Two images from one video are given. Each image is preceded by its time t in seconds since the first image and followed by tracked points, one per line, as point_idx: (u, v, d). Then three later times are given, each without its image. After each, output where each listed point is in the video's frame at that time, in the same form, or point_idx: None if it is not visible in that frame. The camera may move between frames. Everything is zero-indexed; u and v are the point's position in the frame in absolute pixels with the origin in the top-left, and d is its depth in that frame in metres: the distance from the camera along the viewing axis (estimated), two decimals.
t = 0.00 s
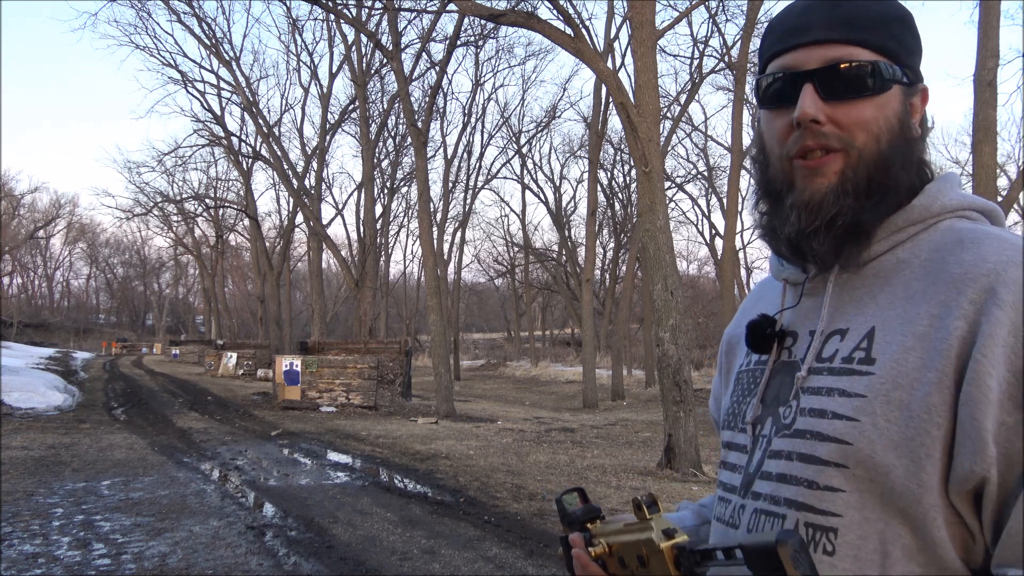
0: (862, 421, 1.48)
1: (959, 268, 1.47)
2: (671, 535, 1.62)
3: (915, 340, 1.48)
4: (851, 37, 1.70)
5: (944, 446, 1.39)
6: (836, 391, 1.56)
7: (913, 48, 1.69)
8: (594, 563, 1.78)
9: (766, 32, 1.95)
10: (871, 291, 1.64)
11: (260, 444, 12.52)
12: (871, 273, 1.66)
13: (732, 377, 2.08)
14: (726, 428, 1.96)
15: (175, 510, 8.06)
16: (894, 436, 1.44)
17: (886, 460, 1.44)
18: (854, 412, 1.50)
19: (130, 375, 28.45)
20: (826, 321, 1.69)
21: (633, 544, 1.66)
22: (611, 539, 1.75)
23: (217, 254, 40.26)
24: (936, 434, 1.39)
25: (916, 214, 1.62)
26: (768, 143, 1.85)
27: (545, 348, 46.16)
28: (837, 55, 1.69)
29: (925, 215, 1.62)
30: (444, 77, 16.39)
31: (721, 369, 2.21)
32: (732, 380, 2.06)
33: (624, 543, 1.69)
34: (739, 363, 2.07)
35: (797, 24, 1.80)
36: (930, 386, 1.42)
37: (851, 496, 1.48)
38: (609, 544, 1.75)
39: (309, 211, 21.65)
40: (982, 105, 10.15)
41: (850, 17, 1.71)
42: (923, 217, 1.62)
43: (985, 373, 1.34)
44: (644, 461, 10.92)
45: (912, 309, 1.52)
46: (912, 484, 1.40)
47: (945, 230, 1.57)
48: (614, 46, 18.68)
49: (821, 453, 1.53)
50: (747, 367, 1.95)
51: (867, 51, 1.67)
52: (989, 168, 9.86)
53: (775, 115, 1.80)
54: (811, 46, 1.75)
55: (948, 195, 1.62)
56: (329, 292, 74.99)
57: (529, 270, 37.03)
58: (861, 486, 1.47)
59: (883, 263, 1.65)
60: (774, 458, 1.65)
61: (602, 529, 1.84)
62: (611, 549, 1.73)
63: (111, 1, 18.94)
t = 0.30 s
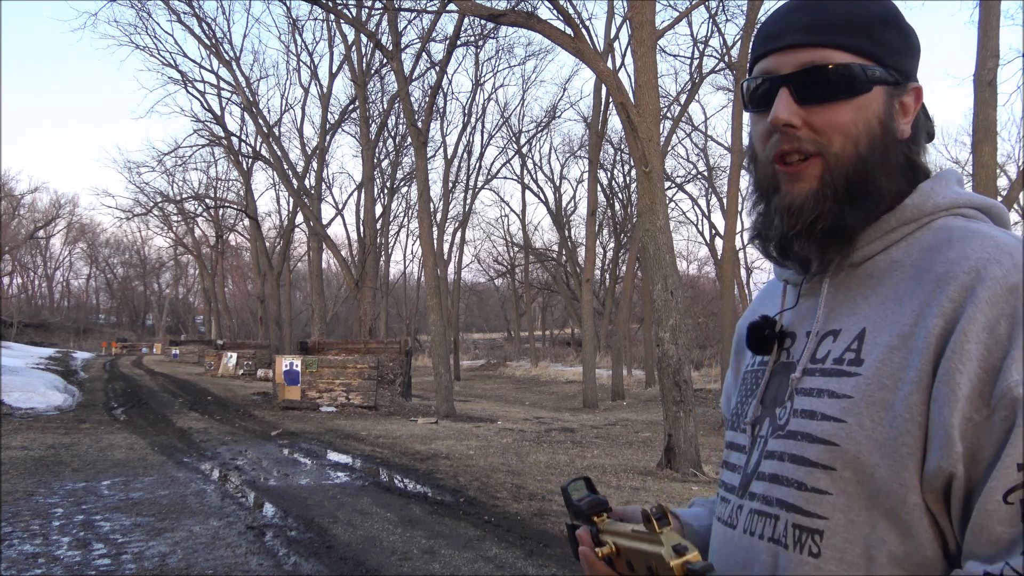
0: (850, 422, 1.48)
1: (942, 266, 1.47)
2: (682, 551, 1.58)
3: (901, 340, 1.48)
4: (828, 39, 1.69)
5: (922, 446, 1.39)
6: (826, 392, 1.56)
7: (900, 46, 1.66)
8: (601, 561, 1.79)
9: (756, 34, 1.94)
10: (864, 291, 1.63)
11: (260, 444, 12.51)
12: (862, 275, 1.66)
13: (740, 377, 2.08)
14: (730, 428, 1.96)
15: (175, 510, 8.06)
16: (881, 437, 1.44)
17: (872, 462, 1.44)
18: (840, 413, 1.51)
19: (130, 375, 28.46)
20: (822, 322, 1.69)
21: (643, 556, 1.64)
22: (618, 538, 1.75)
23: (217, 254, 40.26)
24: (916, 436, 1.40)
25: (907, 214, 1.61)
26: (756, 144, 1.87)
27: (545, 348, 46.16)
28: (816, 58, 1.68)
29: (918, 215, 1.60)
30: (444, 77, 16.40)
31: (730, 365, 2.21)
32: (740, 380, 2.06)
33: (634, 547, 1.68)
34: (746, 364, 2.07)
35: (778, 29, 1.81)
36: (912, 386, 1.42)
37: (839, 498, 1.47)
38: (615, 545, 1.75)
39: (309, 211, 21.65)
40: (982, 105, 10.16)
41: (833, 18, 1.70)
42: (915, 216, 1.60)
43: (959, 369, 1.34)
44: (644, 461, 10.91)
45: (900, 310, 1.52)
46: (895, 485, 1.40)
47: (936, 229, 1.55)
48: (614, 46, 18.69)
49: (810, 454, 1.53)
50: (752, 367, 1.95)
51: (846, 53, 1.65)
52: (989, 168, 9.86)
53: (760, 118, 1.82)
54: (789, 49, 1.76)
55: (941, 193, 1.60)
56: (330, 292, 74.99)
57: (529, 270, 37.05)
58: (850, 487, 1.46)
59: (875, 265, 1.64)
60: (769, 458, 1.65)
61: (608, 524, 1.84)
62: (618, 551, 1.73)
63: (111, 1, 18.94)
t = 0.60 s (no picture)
0: (842, 426, 1.49)
1: (932, 269, 1.46)
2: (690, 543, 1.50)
3: (892, 344, 1.48)
4: (766, 65, 1.73)
5: (917, 451, 1.39)
6: (822, 394, 1.56)
7: (846, 49, 1.64)
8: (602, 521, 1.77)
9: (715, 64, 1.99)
10: (859, 293, 1.63)
11: (260, 444, 12.52)
12: (857, 277, 1.66)
13: (746, 372, 2.08)
14: (737, 427, 1.96)
15: (176, 509, 8.06)
16: (871, 441, 1.44)
17: (864, 465, 1.44)
18: (834, 416, 1.51)
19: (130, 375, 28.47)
20: (820, 323, 1.69)
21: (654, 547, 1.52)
22: (622, 507, 1.60)
23: (217, 254, 40.26)
24: (910, 441, 1.40)
25: (900, 215, 1.61)
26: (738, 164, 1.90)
27: (545, 348, 46.17)
28: (761, 87, 1.71)
29: (913, 216, 1.59)
30: (444, 77, 16.40)
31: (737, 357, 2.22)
32: (746, 377, 2.06)
33: (642, 526, 1.54)
34: (749, 363, 2.08)
35: (723, 67, 1.86)
36: (904, 392, 1.42)
37: (837, 497, 1.47)
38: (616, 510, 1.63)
39: (309, 211, 21.66)
40: (982, 105, 10.17)
41: (770, 45, 1.72)
42: (911, 216, 1.59)
43: (954, 376, 1.33)
44: (645, 461, 10.91)
45: (893, 311, 1.52)
46: (888, 488, 1.40)
47: (931, 230, 1.54)
48: (614, 46, 18.69)
49: (803, 455, 1.54)
50: (755, 367, 1.96)
51: (783, 75, 1.68)
52: (989, 168, 9.86)
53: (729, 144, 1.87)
54: (734, 83, 1.80)
55: (938, 193, 1.59)
56: (330, 292, 74.98)
57: (529, 270, 37.09)
58: (844, 489, 1.47)
59: (870, 267, 1.64)
60: (769, 458, 1.65)
61: (608, 477, 1.67)
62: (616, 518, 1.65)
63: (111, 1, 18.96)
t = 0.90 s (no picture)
0: (843, 427, 1.49)
1: (935, 269, 1.46)
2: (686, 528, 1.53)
3: (894, 344, 1.48)
4: (728, 83, 1.80)
5: (920, 453, 1.39)
6: (824, 396, 1.57)
7: (796, 61, 1.68)
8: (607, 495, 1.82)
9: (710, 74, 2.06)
10: (861, 294, 1.64)
11: (260, 444, 12.52)
12: (860, 277, 1.67)
13: (756, 367, 2.09)
14: (745, 425, 1.96)
15: (176, 509, 8.07)
16: (873, 443, 1.44)
17: (864, 466, 1.44)
18: (836, 416, 1.51)
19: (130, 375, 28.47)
20: (825, 323, 1.70)
21: (659, 530, 1.56)
22: (626, 481, 1.67)
23: (217, 254, 40.25)
24: (912, 443, 1.40)
25: (900, 215, 1.61)
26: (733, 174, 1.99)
27: (545, 348, 46.16)
28: (721, 107, 1.81)
29: (917, 214, 1.59)
30: (444, 77, 16.38)
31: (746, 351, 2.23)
32: (755, 375, 2.06)
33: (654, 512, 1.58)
34: (757, 360, 2.08)
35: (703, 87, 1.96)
36: (906, 393, 1.41)
37: (838, 498, 1.48)
38: (622, 486, 1.69)
39: (309, 211, 21.66)
40: (982, 105, 10.17)
41: (730, 64, 1.80)
42: (913, 217, 1.60)
43: (959, 379, 1.32)
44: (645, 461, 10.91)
45: (895, 311, 1.52)
46: (889, 491, 1.40)
47: (932, 231, 1.55)
48: (614, 46, 18.67)
49: (804, 455, 1.54)
50: (764, 366, 1.96)
51: (741, 94, 1.77)
52: (988, 168, 9.88)
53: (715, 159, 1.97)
54: (708, 102, 1.90)
55: (941, 194, 1.59)
56: (330, 292, 74.96)
57: (529, 270, 37.10)
58: (847, 488, 1.47)
59: (871, 268, 1.64)
60: (772, 458, 1.65)
61: (617, 448, 1.75)
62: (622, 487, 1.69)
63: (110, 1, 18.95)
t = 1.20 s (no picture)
0: (849, 425, 1.49)
1: (944, 268, 1.46)
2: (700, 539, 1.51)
3: (899, 344, 1.48)
4: (738, 80, 1.80)
5: (929, 452, 1.38)
6: (829, 395, 1.57)
7: (810, 56, 1.67)
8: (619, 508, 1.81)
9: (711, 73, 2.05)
10: (864, 293, 1.64)
11: (260, 444, 12.52)
12: (863, 275, 1.67)
13: (752, 369, 2.09)
14: (743, 425, 1.96)
15: (175, 510, 8.06)
16: (880, 441, 1.44)
17: (872, 464, 1.44)
18: (842, 415, 1.51)
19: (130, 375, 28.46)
20: (826, 322, 1.70)
21: (674, 538, 1.55)
22: (637, 492, 1.67)
23: (217, 254, 40.24)
24: (923, 441, 1.39)
25: (904, 216, 1.61)
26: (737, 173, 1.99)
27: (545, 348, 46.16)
28: (732, 101, 1.80)
29: (920, 215, 1.60)
30: (444, 77, 16.36)
31: (742, 351, 2.23)
32: (751, 376, 2.07)
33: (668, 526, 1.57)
34: (756, 359, 2.08)
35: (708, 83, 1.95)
36: (913, 391, 1.41)
37: (844, 497, 1.48)
38: (633, 496, 1.69)
39: (309, 211, 21.66)
40: (982, 105, 10.17)
41: (740, 61, 1.80)
42: (918, 217, 1.60)
43: (972, 377, 1.31)
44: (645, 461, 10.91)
45: (900, 311, 1.52)
46: (899, 489, 1.40)
47: (937, 230, 1.55)
48: (614, 46, 18.64)
49: (810, 454, 1.55)
50: (762, 365, 1.97)
51: (752, 90, 1.76)
52: (988, 168, 9.89)
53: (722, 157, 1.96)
54: (715, 98, 1.88)
55: (945, 194, 1.59)
56: (330, 292, 74.93)
57: (529, 270, 37.10)
58: (854, 488, 1.48)
59: (874, 267, 1.64)
60: (774, 456, 1.66)
61: (623, 460, 1.76)
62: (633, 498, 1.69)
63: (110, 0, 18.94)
